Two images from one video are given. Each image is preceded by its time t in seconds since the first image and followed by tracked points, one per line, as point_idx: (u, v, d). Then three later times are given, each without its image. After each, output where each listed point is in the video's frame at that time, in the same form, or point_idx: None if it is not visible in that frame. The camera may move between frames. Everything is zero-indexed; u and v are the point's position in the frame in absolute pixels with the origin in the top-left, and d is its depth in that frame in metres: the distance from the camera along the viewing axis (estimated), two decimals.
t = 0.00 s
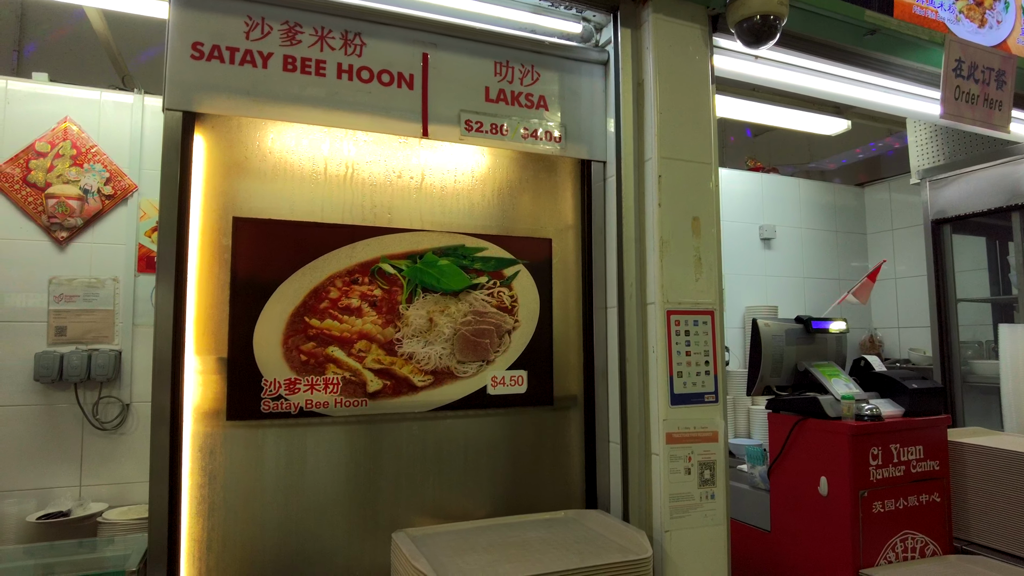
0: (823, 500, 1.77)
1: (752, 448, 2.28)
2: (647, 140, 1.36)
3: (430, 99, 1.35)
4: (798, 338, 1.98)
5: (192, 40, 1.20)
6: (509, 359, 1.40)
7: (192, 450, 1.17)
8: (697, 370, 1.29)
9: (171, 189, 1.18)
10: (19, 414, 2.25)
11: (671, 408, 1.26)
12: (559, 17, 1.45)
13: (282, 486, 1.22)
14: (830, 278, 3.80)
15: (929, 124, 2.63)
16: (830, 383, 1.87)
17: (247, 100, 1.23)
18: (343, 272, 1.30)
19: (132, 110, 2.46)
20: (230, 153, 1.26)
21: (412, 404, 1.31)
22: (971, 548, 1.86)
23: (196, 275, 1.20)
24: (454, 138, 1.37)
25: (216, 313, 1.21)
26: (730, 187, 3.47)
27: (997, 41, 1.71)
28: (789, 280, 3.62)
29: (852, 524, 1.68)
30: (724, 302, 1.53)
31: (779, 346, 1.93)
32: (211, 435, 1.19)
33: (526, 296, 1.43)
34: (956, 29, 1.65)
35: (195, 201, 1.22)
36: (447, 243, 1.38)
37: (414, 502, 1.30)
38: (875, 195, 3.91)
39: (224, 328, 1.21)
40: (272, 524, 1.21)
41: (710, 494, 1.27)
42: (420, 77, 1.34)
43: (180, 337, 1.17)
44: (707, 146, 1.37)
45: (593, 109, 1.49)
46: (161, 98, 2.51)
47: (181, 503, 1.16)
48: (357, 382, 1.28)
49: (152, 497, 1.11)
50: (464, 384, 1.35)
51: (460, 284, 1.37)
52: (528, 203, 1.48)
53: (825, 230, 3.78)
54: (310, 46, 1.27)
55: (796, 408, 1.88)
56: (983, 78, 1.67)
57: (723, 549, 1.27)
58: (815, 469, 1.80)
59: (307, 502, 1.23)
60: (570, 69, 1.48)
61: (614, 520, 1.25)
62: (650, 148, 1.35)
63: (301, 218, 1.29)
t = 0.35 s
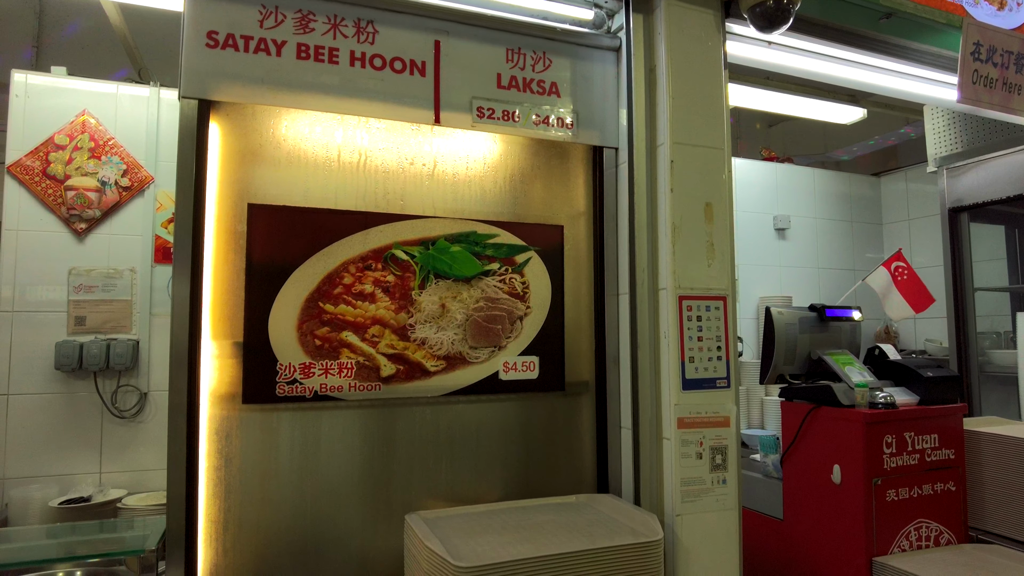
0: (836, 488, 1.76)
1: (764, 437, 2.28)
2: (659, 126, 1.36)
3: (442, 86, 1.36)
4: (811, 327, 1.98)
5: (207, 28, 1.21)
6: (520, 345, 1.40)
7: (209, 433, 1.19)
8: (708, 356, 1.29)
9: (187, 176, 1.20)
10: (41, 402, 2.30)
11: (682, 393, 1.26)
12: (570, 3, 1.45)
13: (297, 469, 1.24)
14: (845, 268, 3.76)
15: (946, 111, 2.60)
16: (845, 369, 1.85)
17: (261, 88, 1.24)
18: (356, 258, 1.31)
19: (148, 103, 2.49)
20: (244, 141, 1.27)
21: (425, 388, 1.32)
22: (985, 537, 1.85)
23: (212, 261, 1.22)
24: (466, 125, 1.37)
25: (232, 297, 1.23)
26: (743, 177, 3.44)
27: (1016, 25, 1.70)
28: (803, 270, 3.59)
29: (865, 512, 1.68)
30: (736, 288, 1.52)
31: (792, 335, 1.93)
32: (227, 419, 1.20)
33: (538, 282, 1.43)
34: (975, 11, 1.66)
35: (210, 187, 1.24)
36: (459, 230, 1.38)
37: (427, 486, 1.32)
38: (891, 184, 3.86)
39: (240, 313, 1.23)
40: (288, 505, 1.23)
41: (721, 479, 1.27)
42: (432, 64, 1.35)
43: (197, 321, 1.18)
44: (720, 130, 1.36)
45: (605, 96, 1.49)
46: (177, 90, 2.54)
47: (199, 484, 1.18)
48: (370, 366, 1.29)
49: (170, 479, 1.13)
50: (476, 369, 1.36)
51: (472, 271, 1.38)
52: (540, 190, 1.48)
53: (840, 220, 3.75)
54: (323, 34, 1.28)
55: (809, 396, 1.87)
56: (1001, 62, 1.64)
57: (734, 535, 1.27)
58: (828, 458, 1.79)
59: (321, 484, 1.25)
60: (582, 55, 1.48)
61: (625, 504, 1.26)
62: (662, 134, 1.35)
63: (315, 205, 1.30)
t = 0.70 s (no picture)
0: (829, 474, 1.75)
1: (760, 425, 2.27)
2: (646, 106, 1.34)
3: (429, 68, 1.36)
4: (805, 313, 1.98)
5: (193, 10, 1.21)
6: (508, 327, 1.40)
7: (195, 412, 1.20)
8: (694, 337, 1.28)
9: (173, 157, 1.20)
10: (40, 390, 2.31)
11: (668, 374, 1.25)
12: None
13: (283, 449, 1.24)
14: (846, 259, 3.74)
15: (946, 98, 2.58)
16: (838, 355, 1.84)
17: (247, 69, 1.24)
18: (342, 240, 1.31)
19: (145, 94, 2.50)
20: (231, 122, 1.27)
21: (411, 369, 1.33)
22: (979, 523, 1.84)
23: (199, 241, 1.23)
24: (452, 107, 1.37)
25: (218, 278, 1.23)
26: (743, 167, 3.42)
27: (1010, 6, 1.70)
28: (804, 260, 3.57)
29: (857, 497, 1.67)
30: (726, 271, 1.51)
31: (786, 321, 1.91)
32: (213, 398, 1.21)
33: (525, 264, 1.43)
34: None
35: (197, 168, 1.24)
36: (445, 212, 1.38)
37: (413, 467, 1.32)
38: (893, 174, 3.83)
39: (226, 293, 1.23)
40: (273, 485, 1.24)
41: (707, 460, 1.27)
42: (419, 46, 1.35)
43: (183, 301, 1.19)
44: (708, 111, 1.35)
45: (594, 78, 1.48)
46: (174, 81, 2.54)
47: (185, 462, 1.18)
48: (356, 347, 1.29)
49: (156, 457, 1.14)
50: (462, 351, 1.36)
51: (458, 253, 1.38)
52: (528, 172, 1.48)
53: (841, 210, 3.72)
54: (308, 15, 1.28)
55: (803, 381, 1.86)
56: (996, 42, 1.62)
57: (720, 515, 1.27)
58: (821, 443, 1.79)
59: (307, 464, 1.26)
60: (571, 37, 1.47)
61: (611, 485, 1.26)
62: (648, 114, 1.32)
63: (301, 186, 1.30)
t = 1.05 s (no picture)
0: (811, 471, 1.76)
1: (745, 421, 2.29)
2: (625, 104, 1.34)
3: (408, 66, 1.35)
4: (789, 309, 1.94)
5: (170, 8, 1.20)
6: (488, 325, 1.40)
7: (173, 411, 1.20)
8: (672, 334, 1.28)
9: (150, 156, 1.19)
10: (25, 388, 2.31)
11: (645, 371, 1.25)
12: None
13: (262, 447, 1.25)
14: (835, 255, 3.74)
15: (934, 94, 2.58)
16: (821, 352, 1.84)
17: (224, 68, 1.24)
18: (321, 238, 1.31)
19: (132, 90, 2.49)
20: (209, 121, 1.27)
21: (390, 368, 1.33)
22: (960, 518, 1.86)
23: (177, 240, 1.23)
24: (431, 105, 1.37)
25: (196, 277, 1.23)
26: (732, 164, 3.43)
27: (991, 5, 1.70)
28: (793, 257, 3.58)
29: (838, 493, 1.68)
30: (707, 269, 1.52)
31: (769, 318, 1.90)
32: (192, 397, 1.21)
33: (506, 262, 1.43)
34: None
35: (174, 167, 1.24)
36: (424, 210, 1.38)
37: (393, 465, 1.32)
38: (883, 170, 3.83)
39: (204, 292, 1.23)
40: (252, 485, 1.24)
41: (685, 457, 1.27)
42: (398, 44, 1.35)
43: (160, 299, 1.19)
44: (688, 108, 1.35)
45: (575, 75, 1.48)
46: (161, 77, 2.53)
47: (163, 461, 1.18)
48: (334, 345, 1.30)
49: (133, 456, 1.14)
50: (442, 349, 1.36)
51: (438, 251, 1.38)
52: (509, 170, 1.48)
53: (831, 207, 3.72)
54: (287, 13, 1.28)
55: (786, 378, 1.86)
56: (976, 41, 1.63)
57: (698, 511, 1.28)
58: (803, 439, 1.80)
59: (286, 463, 1.26)
60: (552, 35, 1.47)
61: (590, 482, 1.26)
62: (627, 113, 1.32)
63: (280, 184, 1.30)
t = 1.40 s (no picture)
0: (766, 468, 1.80)
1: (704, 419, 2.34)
2: (583, 107, 1.36)
3: (368, 66, 1.35)
4: (745, 310, 1.98)
5: (123, 3, 1.18)
6: (447, 326, 1.40)
7: (124, 412, 1.18)
8: (628, 334, 1.31)
9: (102, 153, 1.17)
10: None
11: (601, 370, 1.27)
12: None
13: (217, 448, 1.23)
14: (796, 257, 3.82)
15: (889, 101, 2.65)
16: (776, 351, 1.89)
17: (180, 65, 1.22)
18: (277, 237, 1.30)
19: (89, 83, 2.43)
20: (165, 119, 1.25)
21: (347, 368, 1.33)
22: (907, 512, 1.92)
23: (130, 239, 1.21)
24: (392, 104, 1.36)
25: (150, 276, 1.21)
26: (696, 167, 3.49)
27: (939, 16, 1.71)
28: (755, 258, 3.64)
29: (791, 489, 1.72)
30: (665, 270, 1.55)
31: (726, 318, 1.94)
32: (144, 398, 1.19)
33: (466, 263, 1.44)
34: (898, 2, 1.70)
35: (128, 165, 1.22)
36: (383, 210, 1.38)
37: (351, 465, 1.32)
38: (842, 174, 3.92)
39: (158, 292, 1.21)
40: (207, 487, 1.23)
41: (639, 454, 1.30)
42: (358, 44, 1.34)
43: (112, 299, 1.17)
44: (644, 112, 1.37)
45: (536, 77, 1.49)
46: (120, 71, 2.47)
47: (114, 463, 1.16)
48: (291, 346, 1.29)
49: (82, 458, 1.12)
50: (401, 350, 1.36)
51: (397, 251, 1.38)
52: (469, 171, 1.48)
53: (792, 210, 3.80)
54: (245, 11, 1.26)
55: (743, 377, 1.90)
56: (924, 51, 1.66)
57: (651, 508, 1.30)
58: (758, 437, 1.83)
59: (242, 465, 1.25)
60: (513, 37, 1.48)
61: (546, 480, 1.28)
62: (585, 116, 1.34)
63: (237, 183, 1.29)
